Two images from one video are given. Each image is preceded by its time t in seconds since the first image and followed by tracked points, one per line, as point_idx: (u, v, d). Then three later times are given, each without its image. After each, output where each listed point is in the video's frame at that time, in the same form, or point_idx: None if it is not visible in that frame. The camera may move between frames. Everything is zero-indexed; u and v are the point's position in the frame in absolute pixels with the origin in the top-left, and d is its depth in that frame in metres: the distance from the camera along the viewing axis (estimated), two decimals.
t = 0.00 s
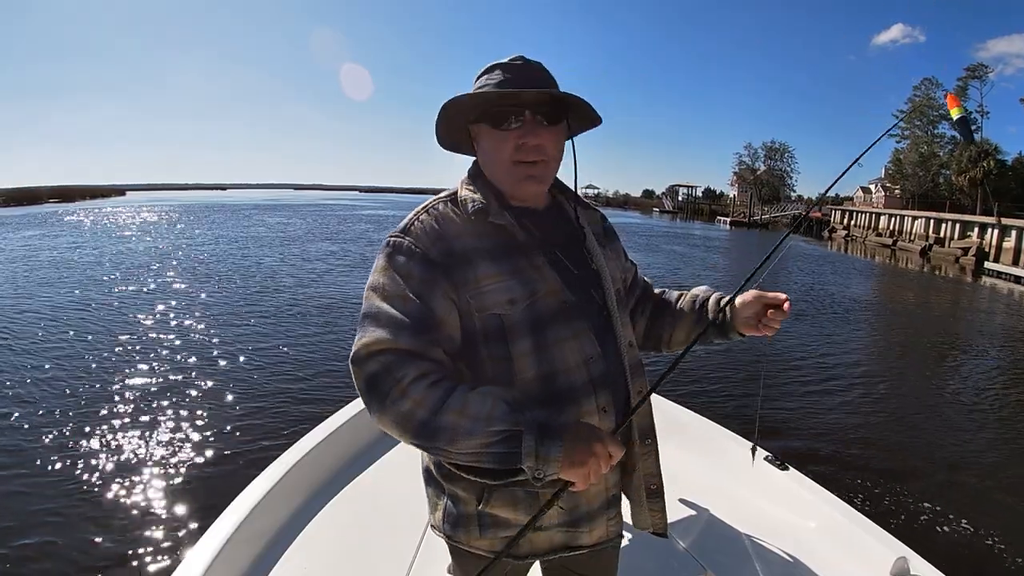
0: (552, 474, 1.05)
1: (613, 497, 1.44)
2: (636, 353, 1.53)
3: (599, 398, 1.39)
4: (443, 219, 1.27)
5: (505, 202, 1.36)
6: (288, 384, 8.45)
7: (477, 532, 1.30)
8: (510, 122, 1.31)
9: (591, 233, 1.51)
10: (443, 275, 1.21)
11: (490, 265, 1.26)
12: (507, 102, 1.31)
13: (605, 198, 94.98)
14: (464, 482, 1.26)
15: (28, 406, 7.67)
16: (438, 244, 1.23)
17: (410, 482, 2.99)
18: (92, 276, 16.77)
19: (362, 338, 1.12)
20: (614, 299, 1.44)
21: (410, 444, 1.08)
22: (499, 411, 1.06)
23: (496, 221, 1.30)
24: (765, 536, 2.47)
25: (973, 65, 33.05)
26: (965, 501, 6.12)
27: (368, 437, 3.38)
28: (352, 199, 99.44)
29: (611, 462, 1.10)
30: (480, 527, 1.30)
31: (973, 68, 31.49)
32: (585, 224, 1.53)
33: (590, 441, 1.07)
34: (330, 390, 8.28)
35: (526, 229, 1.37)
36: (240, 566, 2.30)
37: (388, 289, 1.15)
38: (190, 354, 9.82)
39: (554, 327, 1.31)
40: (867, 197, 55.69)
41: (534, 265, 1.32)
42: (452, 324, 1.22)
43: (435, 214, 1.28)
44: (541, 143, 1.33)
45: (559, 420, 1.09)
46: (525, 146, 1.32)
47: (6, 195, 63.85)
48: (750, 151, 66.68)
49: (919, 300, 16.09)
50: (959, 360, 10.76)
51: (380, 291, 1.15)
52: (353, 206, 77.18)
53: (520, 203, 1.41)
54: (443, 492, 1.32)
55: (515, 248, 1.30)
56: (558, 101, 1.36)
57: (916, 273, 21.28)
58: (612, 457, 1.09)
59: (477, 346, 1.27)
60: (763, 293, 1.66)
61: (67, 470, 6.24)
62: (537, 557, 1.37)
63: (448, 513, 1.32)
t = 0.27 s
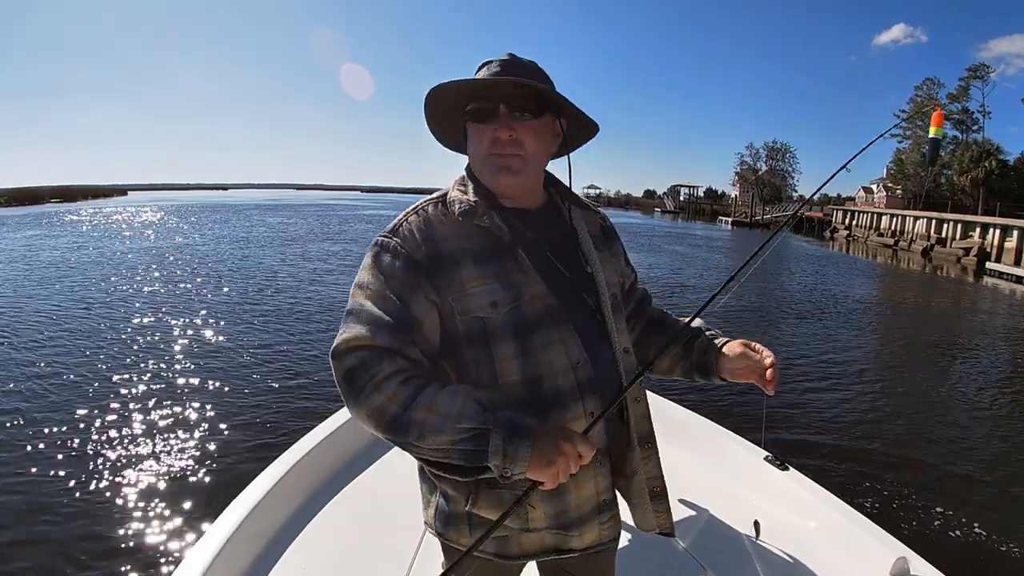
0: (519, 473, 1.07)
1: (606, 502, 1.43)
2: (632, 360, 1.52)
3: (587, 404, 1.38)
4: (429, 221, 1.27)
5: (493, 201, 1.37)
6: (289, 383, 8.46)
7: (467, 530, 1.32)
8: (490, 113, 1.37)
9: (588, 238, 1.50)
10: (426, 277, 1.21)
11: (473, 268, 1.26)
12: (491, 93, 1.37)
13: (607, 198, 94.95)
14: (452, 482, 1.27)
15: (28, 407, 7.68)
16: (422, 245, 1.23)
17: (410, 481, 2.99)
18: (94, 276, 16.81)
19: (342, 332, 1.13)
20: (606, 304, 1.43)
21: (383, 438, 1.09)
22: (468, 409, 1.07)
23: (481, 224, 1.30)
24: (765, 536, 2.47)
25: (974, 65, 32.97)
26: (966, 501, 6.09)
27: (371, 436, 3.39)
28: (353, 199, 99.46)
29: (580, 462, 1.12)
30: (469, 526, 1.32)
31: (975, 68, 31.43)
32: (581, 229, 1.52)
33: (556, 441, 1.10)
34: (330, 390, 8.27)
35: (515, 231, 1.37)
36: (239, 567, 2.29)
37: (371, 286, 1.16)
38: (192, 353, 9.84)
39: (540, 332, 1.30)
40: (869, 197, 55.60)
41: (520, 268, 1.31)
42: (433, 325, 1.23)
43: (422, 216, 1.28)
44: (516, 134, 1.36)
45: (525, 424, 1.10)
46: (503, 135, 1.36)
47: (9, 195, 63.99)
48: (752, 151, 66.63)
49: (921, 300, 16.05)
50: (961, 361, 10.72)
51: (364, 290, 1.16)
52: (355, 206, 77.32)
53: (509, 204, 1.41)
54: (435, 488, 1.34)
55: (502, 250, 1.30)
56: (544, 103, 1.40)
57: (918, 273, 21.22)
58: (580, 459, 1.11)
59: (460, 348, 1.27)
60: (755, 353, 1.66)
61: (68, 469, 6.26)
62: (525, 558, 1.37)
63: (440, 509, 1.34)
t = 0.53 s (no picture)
0: (514, 456, 1.09)
1: (588, 513, 1.40)
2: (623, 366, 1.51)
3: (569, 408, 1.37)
4: (422, 217, 1.29)
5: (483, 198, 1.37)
6: (290, 383, 8.47)
7: (449, 526, 1.35)
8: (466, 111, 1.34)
9: (582, 238, 1.48)
10: (414, 273, 1.22)
11: (460, 266, 1.26)
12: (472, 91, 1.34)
13: (608, 198, 94.96)
14: (434, 474, 1.32)
15: (29, 407, 7.68)
16: (412, 242, 1.24)
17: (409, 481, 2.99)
18: (96, 276, 16.83)
19: (336, 323, 1.15)
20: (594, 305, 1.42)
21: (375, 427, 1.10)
22: (461, 392, 1.09)
23: (468, 223, 1.29)
24: (765, 536, 2.46)
25: (976, 65, 32.95)
26: (968, 502, 6.08)
27: (371, 435, 3.40)
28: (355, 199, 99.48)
29: (575, 447, 1.15)
30: (451, 523, 1.34)
31: (977, 69, 31.43)
32: (575, 230, 1.51)
33: (553, 424, 1.12)
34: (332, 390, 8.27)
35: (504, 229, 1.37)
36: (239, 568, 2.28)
37: (364, 279, 1.18)
38: (194, 353, 9.86)
39: (525, 331, 1.29)
40: (871, 197, 55.57)
41: (505, 266, 1.30)
42: (423, 318, 1.23)
43: (414, 215, 1.30)
44: (489, 136, 1.33)
45: (519, 406, 1.12)
46: (479, 134, 1.34)
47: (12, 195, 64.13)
48: (754, 151, 66.62)
49: (922, 300, 16.05)
50: (963, 361, 10.72)
51: (359, 282, 1.18)
52: (357, 206, 77.43)
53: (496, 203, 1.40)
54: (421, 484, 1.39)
55: (490, 246, 1.29)
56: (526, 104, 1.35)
57: (920, 273, 21.21)
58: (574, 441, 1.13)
59: (449, 343, 1.27)
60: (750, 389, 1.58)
61: (71, 469, 6.28)
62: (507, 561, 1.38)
63: (425, 505, 1.37)
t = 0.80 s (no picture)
0: (516, 440, 1.07)
1: (573, 516, 1.39)
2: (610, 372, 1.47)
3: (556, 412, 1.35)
4: (415, 216, 1.30)
5: (472, 200, 1.35)
6: (291, 383, 8.49)
7: (437, 520, 1.37)
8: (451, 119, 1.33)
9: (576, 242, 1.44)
10: (407, 272, 1.24)
11: (450, 266, 1.26)
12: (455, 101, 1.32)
13: (610, 198, 94.92)
14: (423, 468, 1.35)
15: (29, 407, 7.68)
16: (404, 242, 1.26)
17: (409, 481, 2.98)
18: (97, 276, 16.85)
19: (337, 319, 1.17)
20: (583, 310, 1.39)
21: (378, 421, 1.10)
22: (459, 379, 1.09)
23: (457, 224, 1.30)
24: (766, 535, 2.47)
25: (978, 65, 32.88)
26: (969, 503, 6.06)
27: (371, 435, 3.39)
28: (356, 199, 99.48)
29: (578, 426, 1.12)
30: (439, 516, 1.37)
31: (979, 69, 31.37)
32: (568, 232, 1.46)
33: (553, 406, 1.09)
34: (332, 390, 8.26)
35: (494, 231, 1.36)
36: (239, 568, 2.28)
37: (361, 278, 1.20)
38: (194, 353, 9.87)
39: (512, 334, 1.29)
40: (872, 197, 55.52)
41: (495, 269, 1.30)
42: (418, 316, 1.25)
43: (407, 215, 1.31)
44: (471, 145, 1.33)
45: (521, 390, 1.12)
46: (462, 141, 1.33)
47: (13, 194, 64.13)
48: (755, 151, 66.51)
49: (923, 301, 16.03)
50: (964, 361, 10.71)
51: (358, 280, 1.20)
52: (359, 206, 77.49)
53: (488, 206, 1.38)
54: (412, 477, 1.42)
55: (476, 250, 1.29)
56: (511, 113, 1.31)
57: (921, 274, 21.20)
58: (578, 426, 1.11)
59: (439, 342, 1.28)
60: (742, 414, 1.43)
61: (72, 469, 6.29)
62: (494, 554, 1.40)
63: (417, 498, 1.41)
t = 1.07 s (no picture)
0: (524, 426, 1.07)
1: (567, 516, 1.38)
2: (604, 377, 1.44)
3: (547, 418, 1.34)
4: (411, 219, 1.31)
5: (466, 209, 1.34)
6: (292, 383, 8.48)
7: (434, 514, 1.39)
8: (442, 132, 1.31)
9: (569, 247, 1.39)
10: (403, 277, 1.25)
11: (445, 270, 1.27)
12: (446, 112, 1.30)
13: (611, 198, 94.88)
14: (421, 462, 1.38)
15: (29, 407, 7.68)
16: (401, 246, 1.27)
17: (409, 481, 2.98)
18: (98, 276, 16.85)
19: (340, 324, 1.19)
20: (575, 317, 1.37)
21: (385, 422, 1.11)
22: (462, 371, 1.09)
23: (451, 228, 1.30)
24: (766, 536, 2.46)
25: (980, 65, 32.83)
26: (970, 505, 6.05)
27: (371, 435, 3.39)
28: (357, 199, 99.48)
29: (583, 408, 1.09)
30: (436, 510, 1.39)
31: (981, 70, 31.31)
32: (563, 235, 1.41)
33: (556, 389, 1.07)
34: (332, 390, 8.25)
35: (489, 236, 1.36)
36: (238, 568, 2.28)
37: (360, 283, 1.22)
38: (195, 353, 9.86)
39: (506, 340, 1.29)
40: (874, 198, 55.44)
41: (489, 275, 1.29)
42: (416, 319, 1.26)
43: (403, 219, 1.32)
44: (462, 156, 1.31)
45: (522, 376, 1.11)
46: (453, 151, 1.31)
47: (15, 194, 64.18)
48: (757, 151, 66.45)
49: (925, 302, 16.00)
50: (965, 363, 10.68)
51: (358, 284, 1.22)
52: (361, 206, 77.50)
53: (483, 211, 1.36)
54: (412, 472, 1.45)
55: (469, 256, 1.29)
56: (501, 123, 1.28)
57: (923, 274, 21.17)
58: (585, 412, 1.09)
59: (435, 346, 1.29)
60: (737, 436, 1.33)
61: (72, 468, 6.29)
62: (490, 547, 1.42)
63: (416, 491, 1.44)
